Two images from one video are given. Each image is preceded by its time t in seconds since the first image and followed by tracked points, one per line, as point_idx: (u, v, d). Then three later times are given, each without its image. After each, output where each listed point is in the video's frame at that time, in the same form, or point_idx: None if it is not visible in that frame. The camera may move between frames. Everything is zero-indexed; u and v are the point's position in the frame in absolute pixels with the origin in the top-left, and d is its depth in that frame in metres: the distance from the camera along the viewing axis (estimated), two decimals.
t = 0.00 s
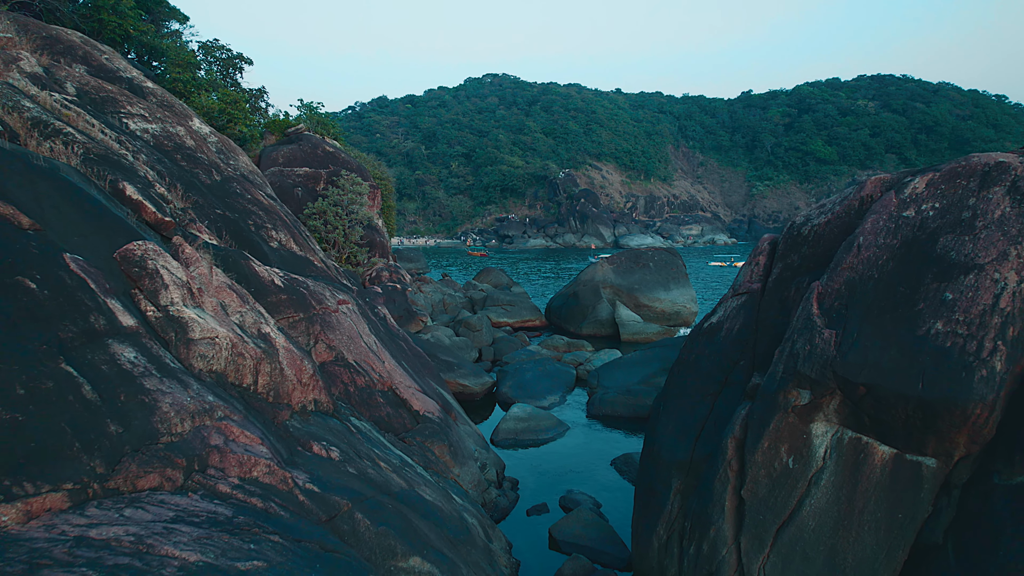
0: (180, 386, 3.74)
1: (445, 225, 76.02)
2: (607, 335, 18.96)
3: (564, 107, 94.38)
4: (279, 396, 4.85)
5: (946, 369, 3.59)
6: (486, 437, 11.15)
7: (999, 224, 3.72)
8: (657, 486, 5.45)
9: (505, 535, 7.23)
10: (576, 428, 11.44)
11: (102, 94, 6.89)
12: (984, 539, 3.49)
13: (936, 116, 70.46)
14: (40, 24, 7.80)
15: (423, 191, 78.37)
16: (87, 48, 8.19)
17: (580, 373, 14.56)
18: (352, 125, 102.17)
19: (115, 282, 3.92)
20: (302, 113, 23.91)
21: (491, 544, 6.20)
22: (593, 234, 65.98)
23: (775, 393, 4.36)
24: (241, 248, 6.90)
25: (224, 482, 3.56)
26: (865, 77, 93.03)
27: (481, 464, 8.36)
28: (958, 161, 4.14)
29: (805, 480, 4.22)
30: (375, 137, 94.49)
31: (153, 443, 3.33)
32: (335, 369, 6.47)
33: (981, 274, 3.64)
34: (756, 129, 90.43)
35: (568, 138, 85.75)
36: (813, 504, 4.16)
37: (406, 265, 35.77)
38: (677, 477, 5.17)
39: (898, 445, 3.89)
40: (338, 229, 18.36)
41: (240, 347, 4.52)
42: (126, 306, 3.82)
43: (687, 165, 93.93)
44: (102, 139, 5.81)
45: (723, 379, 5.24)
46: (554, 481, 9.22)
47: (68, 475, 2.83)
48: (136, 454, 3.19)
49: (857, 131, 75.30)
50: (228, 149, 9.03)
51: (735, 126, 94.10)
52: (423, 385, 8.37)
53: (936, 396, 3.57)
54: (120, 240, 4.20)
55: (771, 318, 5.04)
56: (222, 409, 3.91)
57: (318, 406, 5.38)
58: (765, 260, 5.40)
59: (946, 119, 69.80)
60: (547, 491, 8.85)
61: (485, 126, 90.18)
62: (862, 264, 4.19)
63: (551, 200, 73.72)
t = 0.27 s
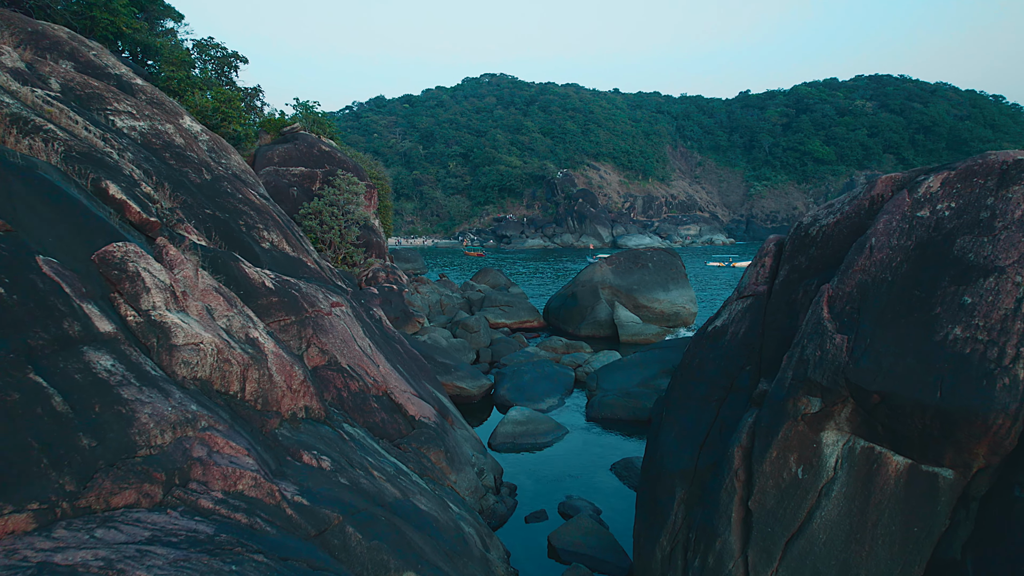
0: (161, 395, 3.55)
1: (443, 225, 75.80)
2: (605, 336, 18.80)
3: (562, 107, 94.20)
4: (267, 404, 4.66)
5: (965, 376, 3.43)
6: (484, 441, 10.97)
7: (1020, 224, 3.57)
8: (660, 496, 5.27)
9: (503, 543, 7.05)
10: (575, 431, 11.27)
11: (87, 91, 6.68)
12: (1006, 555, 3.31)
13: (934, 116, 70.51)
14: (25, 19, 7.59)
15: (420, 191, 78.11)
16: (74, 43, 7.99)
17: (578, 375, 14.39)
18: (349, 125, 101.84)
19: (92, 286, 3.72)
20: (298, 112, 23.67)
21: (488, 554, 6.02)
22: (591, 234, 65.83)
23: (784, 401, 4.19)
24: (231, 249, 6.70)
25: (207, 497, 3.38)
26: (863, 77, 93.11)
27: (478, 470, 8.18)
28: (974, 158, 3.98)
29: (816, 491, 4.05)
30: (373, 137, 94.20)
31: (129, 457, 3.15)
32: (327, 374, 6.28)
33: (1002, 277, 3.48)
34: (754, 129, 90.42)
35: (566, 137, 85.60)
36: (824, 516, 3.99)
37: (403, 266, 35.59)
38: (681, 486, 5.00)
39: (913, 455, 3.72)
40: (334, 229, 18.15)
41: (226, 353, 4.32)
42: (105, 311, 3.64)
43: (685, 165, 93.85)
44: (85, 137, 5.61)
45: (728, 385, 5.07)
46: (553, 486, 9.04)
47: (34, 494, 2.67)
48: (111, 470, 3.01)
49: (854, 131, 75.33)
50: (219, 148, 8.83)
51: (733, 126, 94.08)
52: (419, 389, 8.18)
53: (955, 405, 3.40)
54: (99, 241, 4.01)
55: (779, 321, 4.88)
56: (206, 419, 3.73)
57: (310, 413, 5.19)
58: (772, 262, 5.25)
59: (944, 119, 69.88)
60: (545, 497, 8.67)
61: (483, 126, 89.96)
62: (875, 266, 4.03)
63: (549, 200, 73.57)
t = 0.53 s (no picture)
0: (143, 404, 3.39)
1: (441, 225, 75.61)
2: (604, 337, 18.66)
3: (560, 107, 94.08)
4: (257, 411, 4.50)
5: (983, 383, 3.28)
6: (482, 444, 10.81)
7: None
8: (662, 504, 5.13)
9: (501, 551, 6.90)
10: (574, 434, 11.12)
11: (74, 87, 6.50)
12: None
13: (931, 116, 70.62)
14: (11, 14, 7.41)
15: (418, 191, 77.91)
16: (62, 40, 7.81)
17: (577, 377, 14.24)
18: (347, 125, 101.58)
19: (70, 290, 3.56)
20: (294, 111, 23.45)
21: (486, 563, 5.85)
22: (589, 234, 65.73)
23: (792, 408, 4.04)
24: (221, 250, 6.53)
25: (190, 511, 3.22)
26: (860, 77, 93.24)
27: (476, 475, 8.03)
28: (989, 157, 3.84)
29: (825, 501, 3.90)
30: (370, 136, 93.93)
31: (106, 470, 3.00)
32: (321, 379, 6.12)
33: (1021, 279, 3.34)
34: (752, 129, 90.42)
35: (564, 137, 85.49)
36: (834, 528, 3.84)
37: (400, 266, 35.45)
38: (684, 495, 4.85)
39: (927, 465, 3.57)
40: (330, 229, 17.96)
41: (213, 359, 4.16)
42: (84, 316, 3.48)
43: (683, 165, 93.81)
44: (70, 134, 5.43)
45: (733, 390, 4.93)
46: (552, 491, 8.89)
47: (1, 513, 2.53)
48: (86, 485, 2.87)
49: (852, 131, 75.39)
50: (211, 146, 8.65)
51: (731, 126, 94.09)
52: (416, 393, 8.02)
53: (973, 414, 3.25)
54: (79, 243, 3.85)
55: (785, 325, 4.74)
56: (190, 428, 3.57)
57: (301, 419, 5.03)
58: (777, 263, 5.12)
59: (941, 119, 69.97)
60: (544, 503, 8.52)
61: (481, 126, 89.78)
62: (887, 268, 3.89)
63: (547, 200, 73.43)
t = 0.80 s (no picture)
0: (121, 415, 3.20)
1: (438, 225, 75.41)
2: (603, 338, 18.52)
3: (557, 107, 93.96)
4: (244, 419, 4.31)
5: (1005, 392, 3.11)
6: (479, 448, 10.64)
7: None
8: (665, 514, 4.96)
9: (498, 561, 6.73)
10: (573, 438, 10.96)
11: (58, 83, 6.30)
12: None
13: (928, 116, 70.72)
14: None
15: (415, 191, 77.71)
16: (49, 35, 7.61)
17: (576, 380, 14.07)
18: (344, 125, 101.30)
19: (43, 295, 3.38)
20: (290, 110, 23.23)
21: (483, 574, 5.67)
22: (587, 234, 65.63)
23: (802, 416, 3.88)
24: (211, 251, 6.34)
25: (169, 529, 3.03)
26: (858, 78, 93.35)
27: (472, 481, 7.86)
28: (1007, 154, 3.69)
29: (837, 514, 3.73)
30: (367, 136, 93.62)
31: (77, 487, 2.82)
32: (312, 385, 5.94)
33: None
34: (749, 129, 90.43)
35: (561, 137, 85.36)
36: (846, 542, 3.67)
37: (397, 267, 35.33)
38: (689, 505, 4.70)
39: (945, 476, 3.40)
40: (325, 230, 17.76)
41: (197, 366, 3.97)
42: (57, 322, 3.30)
43: (681, 165, 93.78)
44: (51, 131, 5.23)
45: (738, 397, 4.78)
46: (550, 497, 8.73)
47: None
48: (54, 504, 2.70)
49: (850, 132, 75.47)
50: (202, 145, 8.45)
51: (728, 126, 94.11)
52: (412, 397, 7.84)
53: (996, 424, 3.08)
54: (53, 245, 3.66)
55: (793, 329, 4.59)
56: (171, 440, 3.38)
57: (292, 427, 4.85)
58: (783, 265, 4.97)
59: (939, 119, 70.07)
60: (543, 509, 8.36)
61: (478, 126, 89.58)
62: (901, 271, 3.75)
63: (544, 200, 73.28)
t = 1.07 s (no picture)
0: (97, 427, 3.04)
1: (435, 225, 75.22)
2: (601, 339, 18.41)
3: (555, 107, 93.84)
4: (232, 427, 4.15)
5: None
6: (476, 452, 10.48)
7: None
8: (669, 524, 4.83)
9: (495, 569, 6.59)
10: (572, 441, 10.82)
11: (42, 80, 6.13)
12: None
13: (926, 117, 70.88)
14: None
15: (413, 191, 77.52)
16: (35, 31, 7.43)
17: (574, 382, 13.94)
18: (340, 125, 101.07)
19: (16, 299, 3.22)
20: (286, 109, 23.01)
21: None
22: (585, 234, 65.56)
23: (811, 424, 3.74)
24: (200, 253, 6.18)
25: (148, 547, 2.87)
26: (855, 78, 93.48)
27: (470, 487, 7.72)
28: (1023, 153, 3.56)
29: (848, 526, 3.59)
30: (364, 136, 93.37)
31: (48, 505, 2.66)
32: (304, 390, 5.78)
33: None
34: (747, 129, 90.48)
35: (559, 137, 85.26)
36: (858, 555, 3.52)
37: (394, 267, 35.25)
38: (693, 515, 4.56)
39: (962, 488, 3.24)
40: (321, 230, 17.59)
41: (182, 373, 3.80)
42: (30, 329, 3.14)
43: (678, 165, 93.79)
44: (33, 128, 5.06)
45: (744, 403, 4.65)
46: (549, 502, 8.59)
47: None
48: (23, 523, 2.53)
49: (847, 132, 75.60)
50: (194, 144, 8.28)
51: (726, 126, 94.17)
52: (408, 401, 7.68)
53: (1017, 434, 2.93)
54: (29, 247, 3.50)
55: (800, 333, 4.45)
56: (152, 451, 3.22)
57: (282, 435, 4.69)
58: (789, 267, 4.84)
59: (936, 119, 70.22)
60: (541, 515, 8.22)
61: (476, 126, 89.39)
62: (914, 273, 3.61)
63: (542, 200, 73.16)
